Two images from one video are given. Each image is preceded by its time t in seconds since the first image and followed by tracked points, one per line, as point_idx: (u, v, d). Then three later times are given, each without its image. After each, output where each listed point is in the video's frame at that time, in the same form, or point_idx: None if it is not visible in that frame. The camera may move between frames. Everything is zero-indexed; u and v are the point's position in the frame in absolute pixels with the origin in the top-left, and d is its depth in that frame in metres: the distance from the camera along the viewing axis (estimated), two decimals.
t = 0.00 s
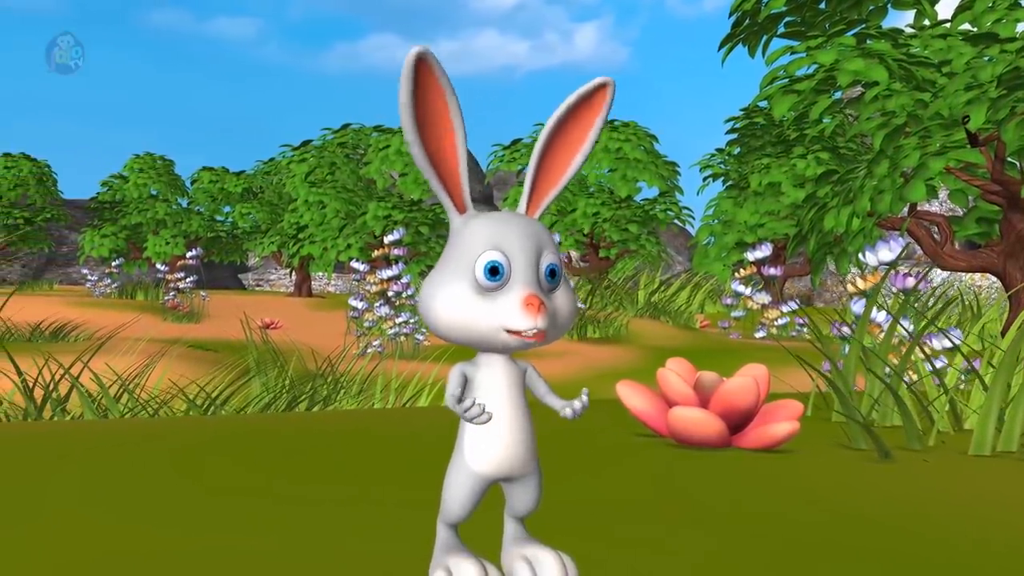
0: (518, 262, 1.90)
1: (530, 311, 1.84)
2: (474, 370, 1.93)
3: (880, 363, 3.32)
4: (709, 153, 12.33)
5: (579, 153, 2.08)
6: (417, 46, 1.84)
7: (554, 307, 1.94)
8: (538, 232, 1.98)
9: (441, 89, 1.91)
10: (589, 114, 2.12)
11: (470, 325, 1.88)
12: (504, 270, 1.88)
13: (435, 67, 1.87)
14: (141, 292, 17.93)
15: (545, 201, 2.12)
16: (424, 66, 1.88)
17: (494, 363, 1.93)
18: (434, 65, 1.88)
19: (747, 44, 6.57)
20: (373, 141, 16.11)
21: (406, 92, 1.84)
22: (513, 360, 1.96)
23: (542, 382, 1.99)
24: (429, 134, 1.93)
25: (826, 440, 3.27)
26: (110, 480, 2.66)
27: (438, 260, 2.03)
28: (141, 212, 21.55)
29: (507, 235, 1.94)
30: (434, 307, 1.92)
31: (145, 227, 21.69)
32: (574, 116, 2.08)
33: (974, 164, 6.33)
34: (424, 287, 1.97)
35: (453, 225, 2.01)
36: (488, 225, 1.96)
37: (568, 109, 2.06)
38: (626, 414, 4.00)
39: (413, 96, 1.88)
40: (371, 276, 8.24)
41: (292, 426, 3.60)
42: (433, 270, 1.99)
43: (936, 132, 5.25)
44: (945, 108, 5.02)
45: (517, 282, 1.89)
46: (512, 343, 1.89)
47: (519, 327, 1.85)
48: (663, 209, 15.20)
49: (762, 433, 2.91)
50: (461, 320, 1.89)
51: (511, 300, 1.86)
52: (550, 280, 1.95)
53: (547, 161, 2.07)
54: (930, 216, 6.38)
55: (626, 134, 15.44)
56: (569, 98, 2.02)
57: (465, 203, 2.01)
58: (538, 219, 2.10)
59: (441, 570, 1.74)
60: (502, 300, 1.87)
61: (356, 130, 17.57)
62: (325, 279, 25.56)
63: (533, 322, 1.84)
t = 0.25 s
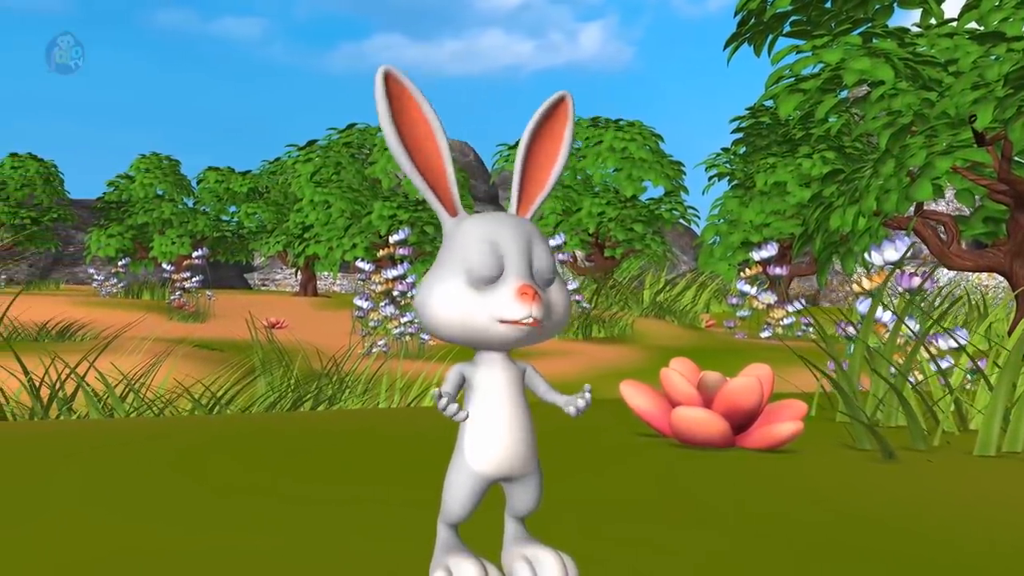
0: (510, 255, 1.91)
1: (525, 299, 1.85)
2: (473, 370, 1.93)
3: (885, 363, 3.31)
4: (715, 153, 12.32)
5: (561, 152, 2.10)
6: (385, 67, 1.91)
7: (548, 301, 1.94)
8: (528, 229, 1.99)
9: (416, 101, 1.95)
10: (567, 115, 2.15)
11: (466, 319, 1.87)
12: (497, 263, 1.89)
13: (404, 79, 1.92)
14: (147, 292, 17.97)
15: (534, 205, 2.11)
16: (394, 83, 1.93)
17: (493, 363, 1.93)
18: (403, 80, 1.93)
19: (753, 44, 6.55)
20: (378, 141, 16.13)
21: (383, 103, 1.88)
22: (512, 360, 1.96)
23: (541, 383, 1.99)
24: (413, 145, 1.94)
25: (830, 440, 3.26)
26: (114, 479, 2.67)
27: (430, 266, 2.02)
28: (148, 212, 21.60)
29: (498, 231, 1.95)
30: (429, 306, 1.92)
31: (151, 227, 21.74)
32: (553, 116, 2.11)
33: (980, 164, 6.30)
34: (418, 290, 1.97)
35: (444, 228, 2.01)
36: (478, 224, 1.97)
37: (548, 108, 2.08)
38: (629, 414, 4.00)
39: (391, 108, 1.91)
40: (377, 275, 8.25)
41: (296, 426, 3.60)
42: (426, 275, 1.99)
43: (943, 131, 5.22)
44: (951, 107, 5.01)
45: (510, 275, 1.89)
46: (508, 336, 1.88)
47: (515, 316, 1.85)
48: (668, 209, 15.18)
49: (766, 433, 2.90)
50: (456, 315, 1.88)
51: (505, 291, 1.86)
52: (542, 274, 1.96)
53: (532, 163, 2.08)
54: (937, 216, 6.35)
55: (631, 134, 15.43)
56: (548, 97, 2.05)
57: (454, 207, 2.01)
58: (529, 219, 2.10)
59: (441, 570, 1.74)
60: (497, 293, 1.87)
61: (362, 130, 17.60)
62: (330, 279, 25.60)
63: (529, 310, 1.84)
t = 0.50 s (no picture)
0: (509, 255, 1.91)
1: (523, 299, 1.84)
2: (473, 370, 1.93)
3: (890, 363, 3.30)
4: (719, 152, 12.31)
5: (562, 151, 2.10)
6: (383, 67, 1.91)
7: (548, 301, 1.93)
8: (528, 228, 1.99)
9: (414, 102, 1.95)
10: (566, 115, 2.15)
11: (465, 319, 1.88)
12: (496, 263, 1.89)
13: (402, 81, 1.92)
14: (152, 291, 18.00)
15: (535, 204, 2.11)
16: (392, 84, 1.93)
17: (493, 364, 1.93)
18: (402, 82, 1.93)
19: (757, 43, 6.54)
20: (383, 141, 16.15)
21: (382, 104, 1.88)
22: (512, 360, 1.96)
23: (541, 383, 1.99)
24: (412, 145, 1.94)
25: (834, 441, 3.25)
26: (116, 479, 2.66)
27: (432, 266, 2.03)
28: (153, 212, 21.65)
29: (497, 231, 1.95)
30: (429, 306, 1.92)
31: (157, 227, 21.79)
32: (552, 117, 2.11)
33: (987, 163, 6.28)
34: (420, 290, 1.97)
35: (445, 228, 2.02)
36: (478, 224, 1.97)
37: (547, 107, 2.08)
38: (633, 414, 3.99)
39: (389, 110, 1.92)
40: (381, 275, 8.25)
41: (299, 426, 3.60)
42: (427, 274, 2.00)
43: (948, 130, 5.20)
44: (957, 106, 4.99)
45: (510, 274, 1.89)
46: (508, 336, 1.88)
47: (513, 316, 1.84)
48: (673, 208, 15.17)
49: (769, 433, 2.90)
50: (457, 315, 1.88)
51: (504, 292, 1.86)
52: (542, 274, 1.95)
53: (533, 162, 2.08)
54: (942, 215, 6.31)
55: (636, 133, 15.42)
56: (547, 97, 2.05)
57: (455, 207, 2.01)
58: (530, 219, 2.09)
59: (441, 570, 1.74)
60: (496, 293, 1.87)
61: (366, 130, 17.62)
62: (335, 278, 25.63)
63: (527, 309, 1.84)
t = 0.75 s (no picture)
0: (509, 265, 1.90)
1: (519, 315, 1.84)
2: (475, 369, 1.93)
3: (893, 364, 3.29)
4: (724, 152, 12.29)
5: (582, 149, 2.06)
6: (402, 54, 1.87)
7: (547, 311, 1.93)
8: (533, 233, 1.97)
9: (433, 93, 1.93)
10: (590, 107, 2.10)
11: (461, 328, 1.89)
12: (495, 273, 1.88)
13: (422, 72, 1.89)
14: (157, 291, 18.05)
15: (546, 198, 2.11)
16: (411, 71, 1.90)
17: (494, 363, 1.93)
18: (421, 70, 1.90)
19: (762, 43, 6.53)
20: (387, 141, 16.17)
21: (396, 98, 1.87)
22: (514, 360, 1.96)
23: (541, 383, 1.99)
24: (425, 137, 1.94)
25: (838, 441, 3.24)
26: (118, 479, 2.66)
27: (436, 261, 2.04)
28: (158, 212, 21.71)
29: (500, 236, 1.93)
30: (428, 309, 1.93)
31: (162, 227, 21.84)
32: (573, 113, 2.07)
33: (993, 162, 6.23)
34: (421, 288, 1.99)
35: (451, 224, 2.02)
36: (482, 227, 1.96)
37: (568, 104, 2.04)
38: (637, 414, 3.99)
39: (404, 102, 1.91)
40: (386, 275, 8.26)
41: (303, 425, 3.61)
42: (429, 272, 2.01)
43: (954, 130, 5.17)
44: (963, 105, 4.96)
45: (509, 285, 1.88)
46: (504, 346, 1.89)
47: (508, 331, 1.85)
48: (678, 208, 15.15)
49: (773, 433, 2.89)
50: (453, 323, 1.90)
51: (501, 304, 1.86)
52: (543, 282, 1.94)
53: (548, 157, 2.06)
54: (947, 215, 6.21)
55: (641, 133, 15.40)
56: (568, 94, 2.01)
57: (463, 202, 2.01)
58: (540, 219, 2.10)
59: (442, 570, 1.75)
60: (492, 305, 1.87)
61: (371, 130, 17.64)
62: (340, 278, 25.66)
63: (522, 326, 1.84)
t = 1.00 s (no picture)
0: (506, 277, 1.88)
1: (511, 332, 1.83)
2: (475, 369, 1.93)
3: (898, 363, 3.28)
4: (730, 151, 12.28)
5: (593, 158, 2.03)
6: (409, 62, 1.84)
7: (545, 324, 1.91)
8: (534, 242, 1.94)
9: (440, 99, 1.92)
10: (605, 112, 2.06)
11: (456, 338, 1.89)
12: (490, 287, 1.87)
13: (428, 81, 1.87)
14: (163, 290, 18.09)
15: (554, 199, 2.10)
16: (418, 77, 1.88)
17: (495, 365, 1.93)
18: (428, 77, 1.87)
19: (768, 42, 6.51)
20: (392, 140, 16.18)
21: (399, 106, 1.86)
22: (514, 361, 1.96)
23: (540, 383, 1.98)
24: (430, 142, 1.94)
25: (842, 441, 3.23)
26: (122, 479, 2.67)
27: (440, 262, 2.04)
28: (164, 211, 21.76)
29: (499, 247, 1.91)
30: (427, 315, 1.94)
31: (168, 226, 21.89)
32: (583, 123, 2.04)
33: (1000, 162, 6.21)
34: (424, 291, 2.00)
35: (455, 226, 2.02)
36: (482, 235, 1.95)
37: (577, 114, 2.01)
38: (641, 414, 3.98)
39: (410, 108, 1.89)
40: (391, 275, 8.27)
41: (307, 425, 3.61)
42: (432, 274, 2.01)
43: (961, 129, 5.13)
44: (970, 104, 4.93)
45: (504, 299, 1.87)
46: (498, 360, 1.89)
47: (500, 347, 1.84)
48: (683, 207, 15.14)
49: (777, 433, 2.89)
50: (449, 333, 1.90)
51: (495, 319, 1.85)
52: (542, 295, 1.92)
53: (557, 161, 2.04)
54: (954, 215, 6.22)
55: (646, 133, 15.39)
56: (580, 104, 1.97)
57: (467, 205, 2.01)
58: (546, 220, 2.09)
59: (442, 570, 1.75)
60: (486, 318, 1.86)
61: (376, 130, 17.66)
62: (345, 278, 25.71)
63: (513, 343, 1.83)
